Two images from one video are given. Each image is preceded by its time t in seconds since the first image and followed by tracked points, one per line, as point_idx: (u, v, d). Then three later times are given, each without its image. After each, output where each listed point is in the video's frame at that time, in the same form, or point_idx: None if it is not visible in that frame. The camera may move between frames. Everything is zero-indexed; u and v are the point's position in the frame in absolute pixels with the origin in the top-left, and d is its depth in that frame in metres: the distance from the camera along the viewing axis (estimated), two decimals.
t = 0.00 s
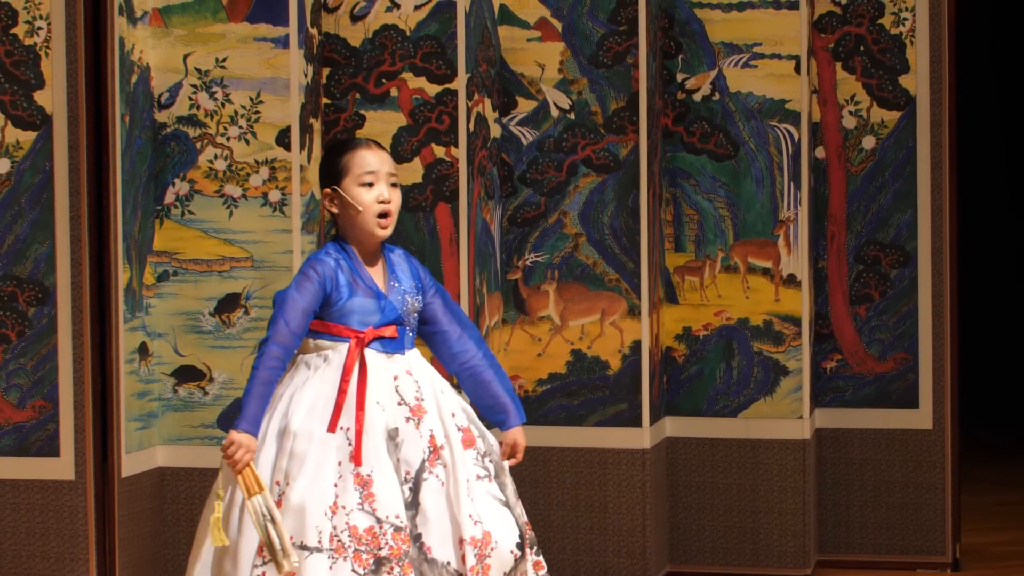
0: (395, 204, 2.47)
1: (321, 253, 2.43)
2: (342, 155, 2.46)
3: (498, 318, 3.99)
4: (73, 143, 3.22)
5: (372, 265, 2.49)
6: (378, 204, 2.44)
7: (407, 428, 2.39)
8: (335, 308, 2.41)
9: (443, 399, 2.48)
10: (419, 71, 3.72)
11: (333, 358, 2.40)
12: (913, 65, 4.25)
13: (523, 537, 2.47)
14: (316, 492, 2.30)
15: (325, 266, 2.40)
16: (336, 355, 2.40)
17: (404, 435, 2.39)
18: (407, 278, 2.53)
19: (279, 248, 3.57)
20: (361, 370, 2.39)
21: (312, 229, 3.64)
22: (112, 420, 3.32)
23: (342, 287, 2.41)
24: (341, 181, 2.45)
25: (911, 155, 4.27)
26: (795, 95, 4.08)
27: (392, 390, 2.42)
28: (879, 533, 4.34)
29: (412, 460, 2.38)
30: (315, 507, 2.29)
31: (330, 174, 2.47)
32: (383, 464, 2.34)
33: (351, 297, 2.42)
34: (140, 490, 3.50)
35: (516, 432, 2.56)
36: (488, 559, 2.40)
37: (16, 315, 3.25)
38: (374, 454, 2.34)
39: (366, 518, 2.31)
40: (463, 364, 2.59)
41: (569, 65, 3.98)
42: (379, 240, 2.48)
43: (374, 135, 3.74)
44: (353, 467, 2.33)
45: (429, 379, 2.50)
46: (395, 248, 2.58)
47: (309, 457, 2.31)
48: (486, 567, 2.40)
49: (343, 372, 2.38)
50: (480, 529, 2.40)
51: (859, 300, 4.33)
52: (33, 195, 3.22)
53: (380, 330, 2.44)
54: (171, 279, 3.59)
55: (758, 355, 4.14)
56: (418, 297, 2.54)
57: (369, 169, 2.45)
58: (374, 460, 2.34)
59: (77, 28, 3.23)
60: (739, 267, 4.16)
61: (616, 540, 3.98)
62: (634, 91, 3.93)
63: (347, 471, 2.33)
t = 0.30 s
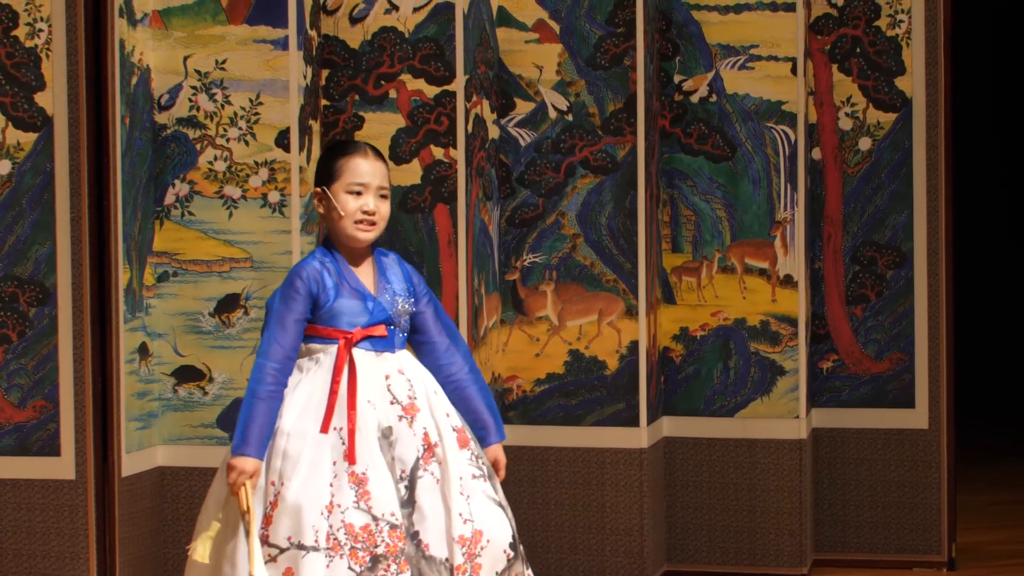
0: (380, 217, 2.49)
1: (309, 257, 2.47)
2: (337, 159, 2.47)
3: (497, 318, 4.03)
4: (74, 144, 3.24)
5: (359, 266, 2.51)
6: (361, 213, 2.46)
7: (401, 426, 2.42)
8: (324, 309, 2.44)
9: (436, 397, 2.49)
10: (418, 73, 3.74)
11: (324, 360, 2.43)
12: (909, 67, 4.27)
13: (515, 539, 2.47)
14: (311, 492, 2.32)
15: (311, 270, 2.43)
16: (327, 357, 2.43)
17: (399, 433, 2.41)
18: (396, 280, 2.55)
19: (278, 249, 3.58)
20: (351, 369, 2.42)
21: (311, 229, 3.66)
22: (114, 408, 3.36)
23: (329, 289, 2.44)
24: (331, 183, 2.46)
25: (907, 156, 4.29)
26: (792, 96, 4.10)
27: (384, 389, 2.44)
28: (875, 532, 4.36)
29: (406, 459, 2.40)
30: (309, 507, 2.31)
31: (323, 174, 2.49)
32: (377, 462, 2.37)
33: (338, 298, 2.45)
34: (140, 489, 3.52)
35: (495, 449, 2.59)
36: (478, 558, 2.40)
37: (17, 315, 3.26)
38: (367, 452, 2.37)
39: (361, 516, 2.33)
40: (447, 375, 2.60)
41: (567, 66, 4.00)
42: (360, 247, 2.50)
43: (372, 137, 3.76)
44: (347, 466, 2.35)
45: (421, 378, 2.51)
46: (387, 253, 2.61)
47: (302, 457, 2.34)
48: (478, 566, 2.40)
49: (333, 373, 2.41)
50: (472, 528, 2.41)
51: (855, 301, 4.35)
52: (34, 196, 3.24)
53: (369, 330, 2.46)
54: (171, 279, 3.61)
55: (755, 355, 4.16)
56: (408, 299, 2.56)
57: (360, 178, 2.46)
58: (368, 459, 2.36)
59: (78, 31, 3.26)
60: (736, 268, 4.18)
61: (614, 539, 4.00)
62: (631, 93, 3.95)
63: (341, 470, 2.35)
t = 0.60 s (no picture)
0: (389, 204, 2.53)
1: (316, 261, 2.49)
2: (331, 164, 2.50)
3: (495, 318, 4.05)
4: (74, 145, 3.28)
5: (365, 274, 2.55)
6: (373, 203, 2.49)
7: (399, 430, 2.49)
8: (329, 314, 2.46)
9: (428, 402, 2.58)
10: (416, 74, 3.76)
11: (324, 364, 2.45)
12: (905, 68, 4.29)
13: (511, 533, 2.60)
14: (305, 492, 2.39)
15: (319, 275, 2.45)
16: (327, 361, 2.45)
17: (397, 437, 2.48)
18: (395, 286, 2.59)
19: (277, 250, 3.59)
20: (352, 373, 2.45)
21: (311, 230, 3.65)
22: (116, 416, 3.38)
23: (335, 294, 2.46)
24: (333, 189, 2.49)
25: (903, 157, 4.31)
26: (788, 97, 4.12)
27: (384, 393, 2.49)
28: (872, 531, 4.38)
29: (405, 462, 2.48)
30: (303, 506, 2.38)
31: (320, 186, 2.51)
32: (374, 465, 2.44)
33: (343, 303, 2.47)
34: (140, 488, 3.53)
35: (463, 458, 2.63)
36: (466, 559, 2.55)
37: (18, 315, 3.32)
38: (364, 455, 2.43)
39: (355, 518, 2.40)
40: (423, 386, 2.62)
41: (565, 68, 4.02)
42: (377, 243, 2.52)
43: (371, 138, 3.78)
44: (344, 467, 2.41)
45: (414, 384, 2.58)
46: (385, 258, 2.65)
47: (297, 456, 2.39)
48: (466, 567, 2.55)
49: (334, 376, 2.44)
50: (455, 530, 2.55)
51: (851, 301, 4.38)
52: (35, 197, 3.29)
53: (372, 336, 2.50)
54: (171, 280, 3.63)
55: (751, 355, 4.19)
56: (406, 305, 2.61)
57: (359, 174, 2.50)
58: (365, 461, 2.43)
59: (78, 33, 3.29)
60: (733, 268, 4.21)
61: (612, 539, 4.02)
62: (629, 94, 3.97)
63: (337, 470, 2.41)
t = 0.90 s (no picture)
0: (387, 208, 2.54)
1: (313, 262, 2.51)
2: (330, 165, 2.52)
3: (493, 318, 4.06)
4: (74, 146, 3.31)
5: (363, 272, 2.56)
6: (370, 207, 2.51)
7: (393, 430, 2.51)
8: (326, 314, 2.48)
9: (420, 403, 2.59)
10: (415, 75, 3.77)
11: (321, 364, 2.47)
12: (901, 70, 4.32)
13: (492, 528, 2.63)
14: (300, 490, 2.41)
15: (317, 276, 2.47)
16: (324, 361, 2.47)
17: (391, 437, 2.50)
18: (394, 286, 2.61)
19: (276, 250, 3.61)
20: (348, 374, 2.47)
21: (310, 230, 3.68)
22: (116, 415, 3.38)
23: (332, 295, 2.48)
24: (331, 190, 2.51)
25: (899, 158, 4.34)
26: (784, 99, 4.14)
27: (379, 393, 2.51)
28: (867, 530, 4.41)
29: (398, 461, 2.50)
30: (298, 505, 2.41)
31: (318, 185, 2.53)
32: (369, 465, 2.46)
33: (340, 304, 2.49)
34: (141, 487, 3.54)
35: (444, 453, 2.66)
36: (453, 558, 2.59)
37: (20, 316, 3.36)
38: (359, 454, 2.46)
39: (350, 517, 2.43)
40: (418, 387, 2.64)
41: (562, 69, 4.04)
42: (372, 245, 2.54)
43: (370, 139, 3.80)
44: (339, 467, 2.44)
45: (409, 385, 2.60)
46: (384, 257, 2.66)
47: (293, 455, 2.41)
48: (454, 565, 2.59)
49: (330, 375, 2.46)
50: (440, 530, 2.58)
51: (847, 301, 4.40)
52: (36, 197, 3.33)
53: (368, 336, 2.52)
54: (171, 280, 3.64)
55: (748, 355, 4.21)
56: (404, 304, 2.62)
57: (358, 176, 2.51)
58: (359, 461, 2.45)
59: (78, 35, 3.32)
60: (730, 269, 4.23)
61: (609, 537, 4.04)
62: (626, 95, 3.99)
63: (332, 470, 2.44)
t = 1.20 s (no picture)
0: (392, 214, 2.56)
1: (310, 263, 2.53)
2: (343, 163, 2.53)
3: (491, 319, 4.08)
4: (75, 147, 3.33)
5: (362, 269, 2.58)
6: (375, 213, 2.53)
7: (390, 428, 2.52)
8: (324, 313, 2.50)
9: (419, 399, 2.60)
10: (414, 77, 3.80)
11: (320, 364, 2.49)
12: (897, 71, 4.34)
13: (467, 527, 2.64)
14: (299, 491, 2.44)
15: (312, 276, 2.49)
16: (323, 361, 2.49)
17: (388, 434, 2.52)
18: (394, 282, 2.62)
19: (275, 251, 3.63)
20: (345, 372, 2.49)
21: (309, 231, 3.70)
22: (116, 412, 3.39)
23: (328, 295, 2.50)
24: (340, 187, 2.52)
25: (894, 159, 4.36)
26: (781, 100, 4.17)
27: (376, 390, 2.52)
28: (863, 528, 4.43)
29: (394, 459, 2.51)
30: (298, 506, 2.43)
31: (328, 180, 2.54)
32: (365, 463, 2.48)
33: (337, 303, 2.50)
34: (141, 487, 3.56)
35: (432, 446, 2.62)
36: (437, 554, 2.56)
37: (20, 316, 3.38)
38: (355, 454, 2.48)
39: (347, 516, 2.46)
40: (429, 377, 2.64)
41: (560, 71, 4.07)
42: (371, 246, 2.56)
43: (369, 140, 3.81)
44: (336, 466, 2.46)
45: (411, 381, 2.60)
46: (385, 253, 2.67)
47: (293, 457, 2.44)
48: (438, 562, 2.56)
49: (328, 375, 2.48)
50: (428, 526, 2.55)
51: (843, 301, 4.43)
52: (36, 198, 3.35)
53: (367, 334, 2.53)
54: (171, 280, 3.66)
55: (745, 355, 4.23)
56: (405, 300, 2.63)
57: (368, 179, 2.53)
58: (355, 460, 2.47)
59: (78, 37, 3.34)
60: (727, 269, 4.25)
61: (606, 536, 4.07)
62: (623, 97, 4.02)
63: (329, 470, 2.46)
